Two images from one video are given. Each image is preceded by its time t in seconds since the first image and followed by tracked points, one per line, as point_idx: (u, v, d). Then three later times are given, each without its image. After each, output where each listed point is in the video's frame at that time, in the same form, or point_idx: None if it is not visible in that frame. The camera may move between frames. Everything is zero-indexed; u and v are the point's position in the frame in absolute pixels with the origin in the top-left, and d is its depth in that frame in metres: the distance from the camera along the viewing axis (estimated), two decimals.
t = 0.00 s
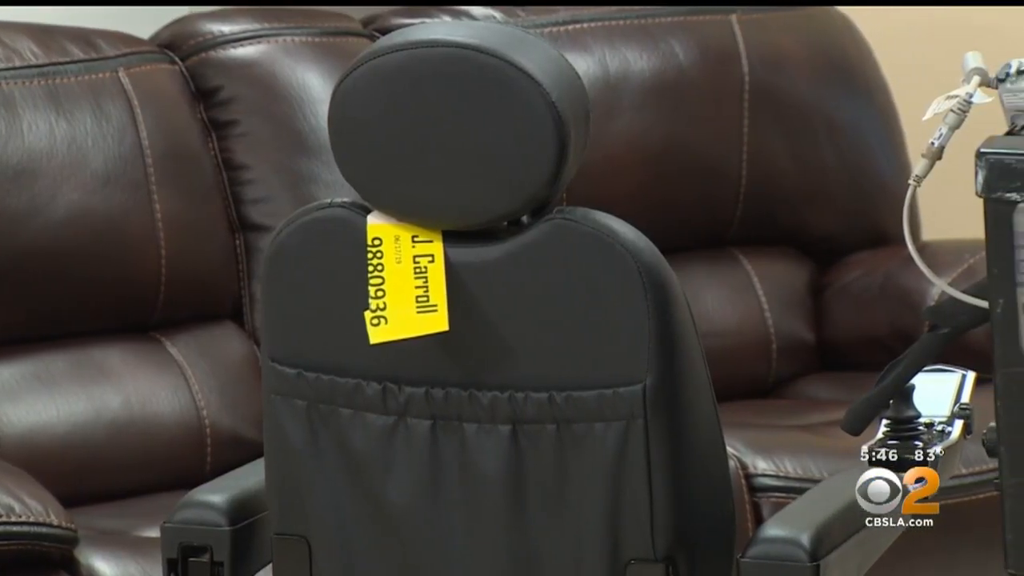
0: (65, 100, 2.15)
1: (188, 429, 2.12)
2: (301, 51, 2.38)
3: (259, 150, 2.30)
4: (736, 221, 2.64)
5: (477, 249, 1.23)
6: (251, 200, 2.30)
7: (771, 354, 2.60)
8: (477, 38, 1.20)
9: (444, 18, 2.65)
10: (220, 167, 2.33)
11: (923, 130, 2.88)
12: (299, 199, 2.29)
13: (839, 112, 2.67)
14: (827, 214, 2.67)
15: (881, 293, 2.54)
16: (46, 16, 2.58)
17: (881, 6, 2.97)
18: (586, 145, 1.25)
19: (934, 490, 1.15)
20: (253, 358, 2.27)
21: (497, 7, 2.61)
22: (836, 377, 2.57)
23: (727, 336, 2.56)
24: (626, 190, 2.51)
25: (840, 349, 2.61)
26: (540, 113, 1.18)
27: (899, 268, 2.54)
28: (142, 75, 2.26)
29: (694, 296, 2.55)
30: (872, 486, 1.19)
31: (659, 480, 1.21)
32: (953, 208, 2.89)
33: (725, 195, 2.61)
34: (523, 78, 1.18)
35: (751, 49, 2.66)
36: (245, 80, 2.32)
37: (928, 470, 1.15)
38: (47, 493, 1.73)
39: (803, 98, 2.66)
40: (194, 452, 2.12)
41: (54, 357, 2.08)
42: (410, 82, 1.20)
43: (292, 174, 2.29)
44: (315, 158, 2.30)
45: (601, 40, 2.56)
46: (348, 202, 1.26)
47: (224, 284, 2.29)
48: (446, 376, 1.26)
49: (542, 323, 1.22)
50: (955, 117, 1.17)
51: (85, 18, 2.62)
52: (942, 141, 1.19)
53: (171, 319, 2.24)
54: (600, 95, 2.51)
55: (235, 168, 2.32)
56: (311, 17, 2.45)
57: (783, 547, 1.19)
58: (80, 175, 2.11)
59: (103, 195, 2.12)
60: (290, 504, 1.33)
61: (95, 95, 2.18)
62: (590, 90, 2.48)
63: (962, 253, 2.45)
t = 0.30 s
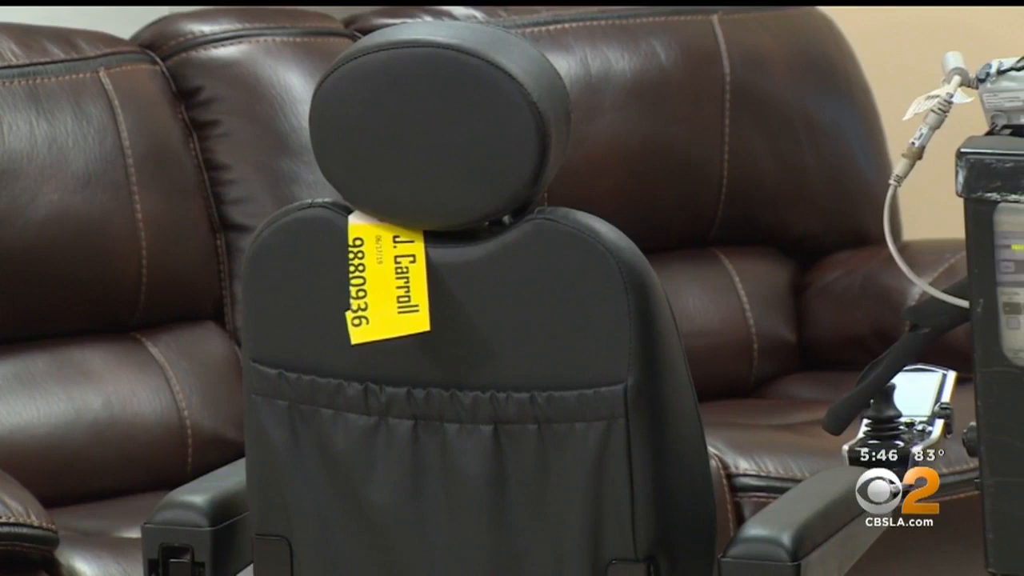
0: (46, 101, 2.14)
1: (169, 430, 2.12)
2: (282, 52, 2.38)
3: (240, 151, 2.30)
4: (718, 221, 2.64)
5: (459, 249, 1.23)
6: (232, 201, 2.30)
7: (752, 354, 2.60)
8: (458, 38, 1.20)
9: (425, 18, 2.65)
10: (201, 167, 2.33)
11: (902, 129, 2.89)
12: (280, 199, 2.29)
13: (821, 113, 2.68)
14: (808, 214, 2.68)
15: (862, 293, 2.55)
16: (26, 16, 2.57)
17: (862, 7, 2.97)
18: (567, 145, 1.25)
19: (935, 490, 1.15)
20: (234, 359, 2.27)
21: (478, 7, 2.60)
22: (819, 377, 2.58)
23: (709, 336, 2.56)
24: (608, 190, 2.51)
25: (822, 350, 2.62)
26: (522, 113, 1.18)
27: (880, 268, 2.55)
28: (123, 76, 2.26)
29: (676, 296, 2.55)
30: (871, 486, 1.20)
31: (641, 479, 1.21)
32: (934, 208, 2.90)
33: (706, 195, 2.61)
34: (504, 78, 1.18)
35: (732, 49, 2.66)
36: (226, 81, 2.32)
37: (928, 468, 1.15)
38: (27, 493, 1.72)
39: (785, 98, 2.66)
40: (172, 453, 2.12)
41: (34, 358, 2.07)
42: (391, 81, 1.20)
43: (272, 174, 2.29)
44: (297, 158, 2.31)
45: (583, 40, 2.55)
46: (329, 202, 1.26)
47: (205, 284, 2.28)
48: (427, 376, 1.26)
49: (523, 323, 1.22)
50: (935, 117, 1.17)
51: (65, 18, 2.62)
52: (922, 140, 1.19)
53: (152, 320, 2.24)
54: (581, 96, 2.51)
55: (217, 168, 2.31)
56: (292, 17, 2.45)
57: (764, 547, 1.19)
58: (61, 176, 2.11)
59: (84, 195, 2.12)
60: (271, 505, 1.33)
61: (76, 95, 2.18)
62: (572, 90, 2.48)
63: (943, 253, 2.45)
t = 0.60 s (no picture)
0: (23, 100, 2.14)
1: (147, 429, 2.11)
2: (260, 52, 2.37)
3: (218, 150, 2.30)
4: (697, 221, 2.65)
5: (437, 249, 1.23)
6: (210, 200, 2.29)
7: (730, 354, 2.60)
8: (436, 38, 1.20)
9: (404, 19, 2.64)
10: (179, 167, 2.32)
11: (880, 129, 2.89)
12: (259, 199, 2.28)
13: (799, 113, 2.68)
14: (787, 213, 2.68)
15: (840, 293, 2.55)
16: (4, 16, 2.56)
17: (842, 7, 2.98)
18: (546, 146, 1.25)
19: (932, 488, 1.12)
20: (212, 359, 2.27)
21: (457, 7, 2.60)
22: (797, 377, 2.59)
23: (687, 336, 2.56)
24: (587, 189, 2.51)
25: (801, 350, 2.62)
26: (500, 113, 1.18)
27: (857, 268, 2.55)
28: (100, 75, 2.25)
29: (655, 296, 2.55)
30: (872, 486, 1.14)
31: (619, 479, 1.21)
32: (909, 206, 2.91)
33: (685, 196, 2.61)
34: (483, 79, 1.18)
35: (710, 49, 2.66)
36: (205, 80, 2.31)
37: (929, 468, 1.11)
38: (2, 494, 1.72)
39: (763, 98, 2.66)
40: (150, 454, 2.11)
41: (11, 358, 2.07)
42: (370, 81, 1.20)
43: (250, 173, 2.29)
44: (275, 158, 2.30)
45: (561, 40, 2.55)
46: (308, 202, 1.26)
47: (183, 284, 2.28)
48: (405, 377, 1.26)
49: (502, 323, 1.22)
50: (913, 117, 1.18)
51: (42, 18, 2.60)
52: (900, 140, 1.20)
53: (130, 321, 2.23)
54: (559, 96, 2.51)
55: (194, 168, 2.31)
56: (270, 17, 2.45)
57: (742, 546, 1.19)
58: (38, 176, 2.10)
59: (61, 195, 2.12)
60: (250, 505, 1.33)
61: (53, 95, 2.17)
62: (550, 90, 2.48)
63: (921, 253, 2.46)
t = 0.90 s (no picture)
0: None
1: (122, 430, 2.11)
2: (235, 51, 2.37)
3: (194, 150, 2.29)
4: (672, 222, 2.64)
5: (413, 249, 1.23)
6: (186, 201, 2.29)
7: (706, 353, 2.60)
8: (411, 38, 1.20)
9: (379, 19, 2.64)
10: (154, 167, 2.32)
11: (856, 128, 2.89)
12: (234, 199, 2.28)
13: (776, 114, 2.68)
14: (763, 212, 2.68)
15: (815, 294, 2.56)
16: None
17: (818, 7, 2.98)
18: (521, 146, 1.25)
19: (927, 486, 1.03)
20: (188, 359, 2.27)
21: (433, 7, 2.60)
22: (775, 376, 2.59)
23: (664, 335, 2.56)
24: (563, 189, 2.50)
25: (776, 350, 2.63)
26: (475, 113, 1.18)
27: (833, 268, 2.56)
28: (75, 75, 2.24)
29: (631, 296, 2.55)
30: (872, 487, 1.12)
31: (594, 479, 1.21)
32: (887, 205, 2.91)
33: (662, 196, 2.61)
34: (458, 79, 1.18)
35: (686, 49, 2.66)
36: (180, 81, 2.30)
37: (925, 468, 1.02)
38: None
39: (739, 99, 2.67)
40: (126, 455, 2.11)
41: None
42: (345, 81, 1.20)
43: (225, 173, 2.29)
44: (250, 157, 2.30)
45: (537, 40, 2.55)
46: (282, 203, 1.26)
47: (159, 284, 2.28)
48: (381, 377, 1.26)
49: (477, 323, 1.22)
50: (887, 116, 1.18)
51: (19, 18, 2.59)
52: (875, 140, 1.20)
53: (106, 321, 2.23)
54: (535, 96, 2.50)
55: (170, 168, 2.30)
56: (245, 17, 2.44)
57: (717, 545, 1.19)
58: (11, 177, 2.10)
59: (35, 195, 2.11)
60: (225, 505, 1.32)
61: (28, 95, 2.16)
62: (526, 90, 2.48)
63: (896, 252, 2.46)
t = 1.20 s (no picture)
0: None
1: (96, 431, 2.11)
2: (209, 51, 2.36)
3: (168, 149, 2.29)
4: (646, 222, 2.64)
5: (388, 249, 1.23)
6: (160, 201, 2.28)
7: (680, 353, 2.60)
8: (386, 38, 1.20)
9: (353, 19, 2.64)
10: (128, 168, 2.31)
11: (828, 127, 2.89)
12: (208, 199, 2.27)
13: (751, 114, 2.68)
14: (736, 212, 2.69)
15: (790, 293, 2.56)
16: None
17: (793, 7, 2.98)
18: (496, 146, 1.25)
19: (940, 491, 0.74)
20: (162, 359, 2.26)
21: (408, 7, 2.59)
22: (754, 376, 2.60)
23: (638, 335, 2.55)
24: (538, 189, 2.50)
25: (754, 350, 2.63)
26: (450, 113, 1.18)
27: (807, 267, 2.56)
28: (49, 75, 2.23)
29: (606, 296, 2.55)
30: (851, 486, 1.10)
31: (570, 479, 1.21)
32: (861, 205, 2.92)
33: (639, 197, 2.61)
34: (433, 79, 1.18)
35: (660, 49, 2.65)
36: (154, 81, 2.30)
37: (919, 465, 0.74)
38: None
39: (714, 99, 2.67)
40: (99, 455, 2.11)
41: None
42: (319, 81, 1.20)
43: (200, 173, 2.28)
44: (225, 157, 2.30)
45: (512, 40, 2.54)
46: (257, 203, 1.26)
47: (133, 284, 2.27)
48: (356, 377, 1.26)
49: (452, 323, 1.22)
50: (861, 116, 1.19)
51: None
52: (849, 140, 1.20)
53: (79, 322, 2.22)
54: (510, 96, 2.50)
55: (144, 168, 2.30)
56: (219, 17, 2.43)
57: (692, 545, 1.19)
58: None
59: (8, 196, 2.11)
60: (199, 506, 1.32)
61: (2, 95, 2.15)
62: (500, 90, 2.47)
63: (872, 251, 2.47)
